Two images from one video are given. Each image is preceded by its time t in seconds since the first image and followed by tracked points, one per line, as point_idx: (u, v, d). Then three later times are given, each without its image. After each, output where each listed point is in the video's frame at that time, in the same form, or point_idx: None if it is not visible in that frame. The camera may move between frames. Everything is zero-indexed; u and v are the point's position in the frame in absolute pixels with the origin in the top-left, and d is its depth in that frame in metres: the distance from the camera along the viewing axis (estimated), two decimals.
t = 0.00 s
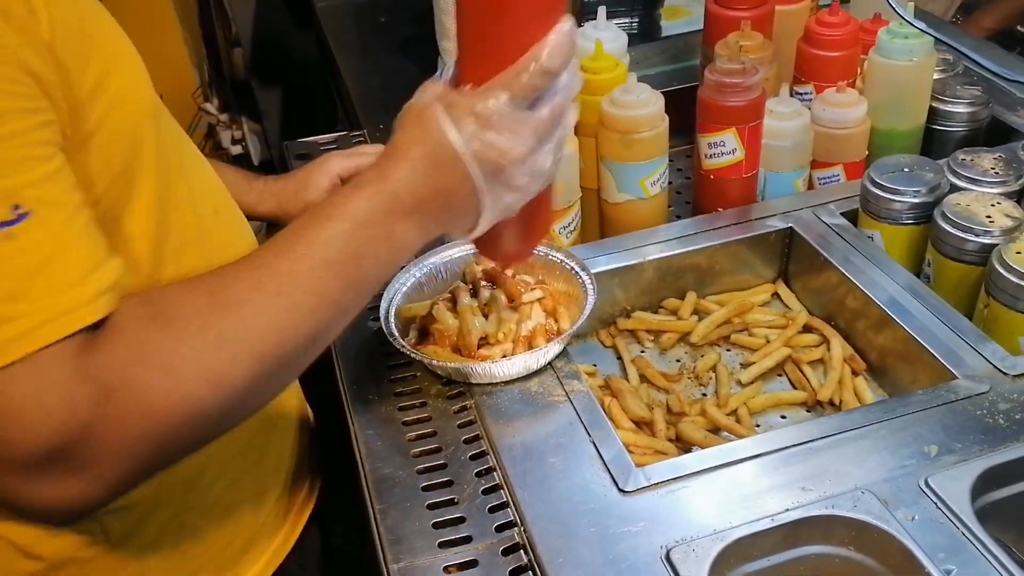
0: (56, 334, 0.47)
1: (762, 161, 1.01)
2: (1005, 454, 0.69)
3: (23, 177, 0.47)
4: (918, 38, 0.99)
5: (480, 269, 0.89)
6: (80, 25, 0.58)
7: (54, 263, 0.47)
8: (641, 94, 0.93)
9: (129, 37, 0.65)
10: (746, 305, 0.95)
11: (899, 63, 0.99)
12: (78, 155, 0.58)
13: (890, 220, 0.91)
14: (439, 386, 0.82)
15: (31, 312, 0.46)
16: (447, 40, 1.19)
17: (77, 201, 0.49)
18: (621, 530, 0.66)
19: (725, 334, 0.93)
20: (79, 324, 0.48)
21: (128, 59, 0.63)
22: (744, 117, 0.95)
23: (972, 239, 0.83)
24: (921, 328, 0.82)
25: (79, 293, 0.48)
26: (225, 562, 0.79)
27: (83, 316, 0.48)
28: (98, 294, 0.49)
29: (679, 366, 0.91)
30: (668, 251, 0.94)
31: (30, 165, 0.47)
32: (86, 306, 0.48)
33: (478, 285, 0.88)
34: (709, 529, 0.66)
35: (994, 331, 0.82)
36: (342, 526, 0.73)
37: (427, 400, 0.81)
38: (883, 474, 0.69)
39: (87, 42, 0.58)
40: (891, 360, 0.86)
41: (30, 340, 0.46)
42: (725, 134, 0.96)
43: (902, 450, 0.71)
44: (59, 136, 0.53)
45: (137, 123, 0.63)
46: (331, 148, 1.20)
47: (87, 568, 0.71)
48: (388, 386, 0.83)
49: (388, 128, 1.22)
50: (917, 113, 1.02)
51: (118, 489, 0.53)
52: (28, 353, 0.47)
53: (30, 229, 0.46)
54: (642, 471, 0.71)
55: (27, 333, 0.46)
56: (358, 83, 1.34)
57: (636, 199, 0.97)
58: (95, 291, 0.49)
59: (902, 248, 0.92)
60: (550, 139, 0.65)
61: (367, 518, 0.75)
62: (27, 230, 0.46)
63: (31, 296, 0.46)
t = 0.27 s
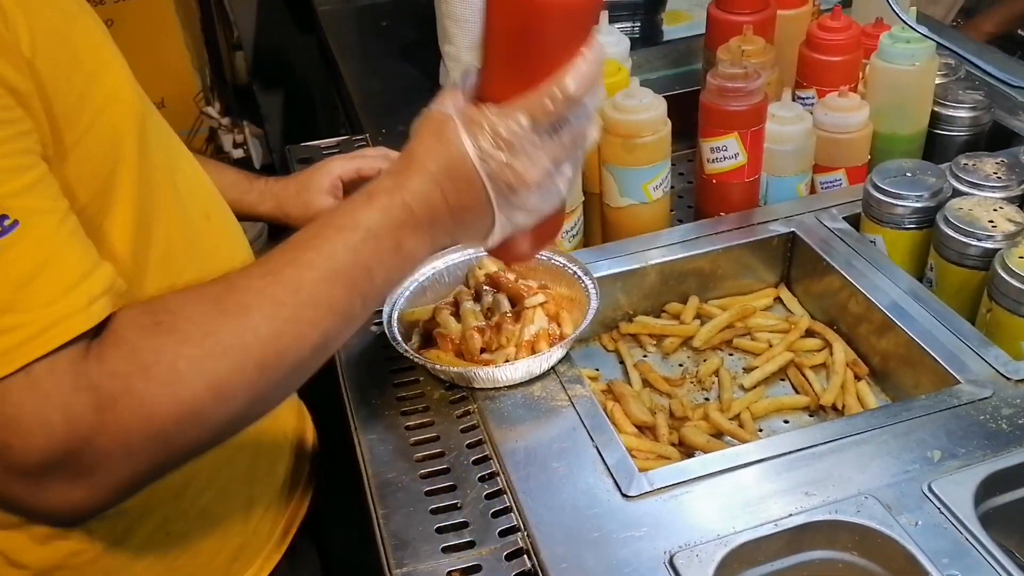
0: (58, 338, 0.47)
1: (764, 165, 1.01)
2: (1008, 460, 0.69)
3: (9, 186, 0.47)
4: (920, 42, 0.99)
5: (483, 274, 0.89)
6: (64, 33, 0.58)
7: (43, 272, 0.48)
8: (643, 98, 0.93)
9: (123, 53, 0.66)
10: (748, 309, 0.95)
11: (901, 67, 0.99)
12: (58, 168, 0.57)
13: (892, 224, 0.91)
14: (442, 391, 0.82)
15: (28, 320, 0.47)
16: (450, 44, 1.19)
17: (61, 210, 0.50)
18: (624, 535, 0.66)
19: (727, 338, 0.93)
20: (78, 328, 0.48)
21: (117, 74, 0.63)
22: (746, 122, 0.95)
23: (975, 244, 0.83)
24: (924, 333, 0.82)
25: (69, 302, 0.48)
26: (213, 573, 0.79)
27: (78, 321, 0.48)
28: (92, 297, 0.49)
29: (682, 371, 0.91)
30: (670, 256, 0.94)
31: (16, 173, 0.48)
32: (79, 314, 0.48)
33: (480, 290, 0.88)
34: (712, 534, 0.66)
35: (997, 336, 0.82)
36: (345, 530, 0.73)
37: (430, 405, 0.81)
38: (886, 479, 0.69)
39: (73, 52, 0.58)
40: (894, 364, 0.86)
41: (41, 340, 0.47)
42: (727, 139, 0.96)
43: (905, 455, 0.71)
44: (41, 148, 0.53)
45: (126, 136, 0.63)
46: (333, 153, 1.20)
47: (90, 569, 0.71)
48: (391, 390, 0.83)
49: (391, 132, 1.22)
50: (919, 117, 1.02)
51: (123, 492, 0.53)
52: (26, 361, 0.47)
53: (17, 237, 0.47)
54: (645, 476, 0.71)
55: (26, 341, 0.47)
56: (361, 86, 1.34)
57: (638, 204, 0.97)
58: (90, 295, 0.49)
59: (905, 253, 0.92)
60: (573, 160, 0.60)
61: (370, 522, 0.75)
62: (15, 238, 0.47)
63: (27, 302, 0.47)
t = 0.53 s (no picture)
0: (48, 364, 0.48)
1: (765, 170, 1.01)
2: (1010, 466, 0.69)
3: None
4: (921, 47, 0.99)
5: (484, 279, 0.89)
6: (64, 52, 0.58)
7: (39, 295, 0.48)
8: (644, 103, 0.93)
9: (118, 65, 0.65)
10: (750, 314, 0.95)
11: (902, 72, 0.99)
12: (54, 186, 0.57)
13: (893, 230, 0.91)
14: (442, 396, 0.82)
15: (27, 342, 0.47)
16: (450, 48, 1.17)
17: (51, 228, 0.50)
18: (625, 542, 0.66)
19: (728, 343, 0.93)
20: (74, 348, 0.49)
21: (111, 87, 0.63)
22: (746, 127, 0.95)
23: (976, 249, 0.83)
24: (926, 339, 0.82)
25: (65, 320, 0.48)
26: None
27: (73, 341, 0.49)
28: (86, 317, 0.49)
29: (683, 376, 0.91)
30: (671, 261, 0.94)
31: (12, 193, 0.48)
32: (76, 333, 0.49)
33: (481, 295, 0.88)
34: (712, 541, 0.66)
35: (998, 341, 0.81)
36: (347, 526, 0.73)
37: (430, 410, 0.81)
38: (887, 485, 0.69)
39: (75, 71, 0.58)
40: (895, 370, 0.86)
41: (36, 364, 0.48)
42: (728, 144, 0.96)
43: (906, 462, 0.70)
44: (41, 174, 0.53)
45: (123, 149, 0.63)
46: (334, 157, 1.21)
47: None
48: (391, 395, 0.83)
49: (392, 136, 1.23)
50: (920, 122, 1.02)
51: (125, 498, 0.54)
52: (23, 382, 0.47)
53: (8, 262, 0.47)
54: (645, 483, 0.70)
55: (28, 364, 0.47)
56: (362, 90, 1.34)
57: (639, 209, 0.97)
58: (86, 310, 0.49)
59: (906, 258, 0.92)
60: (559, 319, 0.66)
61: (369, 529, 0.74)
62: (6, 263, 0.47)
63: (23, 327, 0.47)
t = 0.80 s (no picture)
0: (157, 335, 0.50)
1: (762, 173, 1.01)
2: (1008, 471, 0.69)
3: (93, 186, 0.49)
4: (918, 51, 0.99)
5: (481, 283, 0.89)
6: (81, 49, 0.60)
7: (137, 272, 0.49)
8: (641, 106, 0.92)
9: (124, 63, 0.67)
10: (747, 318, 0.94)
11: (899, 76, 0.99)
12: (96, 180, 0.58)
13: (890, 233, 0.91)
14: (438, 401, 0.82)
15: (125, 320, 0.48)
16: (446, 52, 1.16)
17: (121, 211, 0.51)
18: (621, 548, 0.66)
19: (725, 347, 0.93)
20: (182, 312, 0.51)
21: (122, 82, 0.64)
22: (743, 130, 0.95)
23: (973, 253, 0.83)
24: (923, 342, 0.81)
25: (167, 288, 0.50)
26: None
27: (179, 305, 0.51)
28: (183, 281, 0.52)
29: (680, 380, 0.91)
30: (667, 265, 0.94)
31: (96, 173, 0.50)
32: (179, 299, 0.51)
33: (477, 299, 0.88)
34: (709, 546, 0.65)
35: (997, 346, 0.81)
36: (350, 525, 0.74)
37: (426, 415, 0.80)
38: (885, 490, 0.68)
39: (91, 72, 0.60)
40: (893, 374, 0.85)
41: (148, 337, 0.49)
42: (726, 147, 0.96)
43: (904, 467, 0.70)
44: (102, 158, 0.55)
45: (144, 141, 0.65)
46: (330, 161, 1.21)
47: None
48: (386, 400, 0.82)
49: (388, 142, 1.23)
50: (918, 126, 1.01)
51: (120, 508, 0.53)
52: (137, 360, 0.49)
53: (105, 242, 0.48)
54: (642, 488, 0.70)
55: (131, 342, 0.49)
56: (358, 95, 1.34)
57: (636, 212, 0.96)
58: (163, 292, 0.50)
59: (904, 262, 0.92)
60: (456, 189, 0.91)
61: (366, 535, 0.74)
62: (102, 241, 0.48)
63: (133, 303, 0.49)
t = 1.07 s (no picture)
0: (188, 401, 0.48)
1: (763, 176, 1.00)
2: (1011, 475, 0.68)
3: (136, 243, 0.48)
4: (919, 53, 0.99)
5: (480, 286, 0.89)
6: (128, 86, 0.58)
7: (171, 334, 0.48)
8: (642, 109, 0.92)
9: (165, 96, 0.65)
10: (748, 321, 0.94)
11: (900, 78, 0.99)
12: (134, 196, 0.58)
13: (892, 236, 0.90)
14: (438, 405, 0.81)
15: (174, 377, 0.48)
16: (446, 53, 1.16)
17: (167, 261, 0.50)
18: (622, 553, 0.65)
19: (726, 350, 0.92)
20: (207, 382, 0.49)
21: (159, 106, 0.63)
22: (745, 133, 0.94)
23: (976, 255, 0.83)
24: (926, 346, 0.81)
25: (195, 357, 0.49)
26: None
27: (204, 378, 0.49)
28: (212, 350, 0.50)
29: (681, 383, 0.90)
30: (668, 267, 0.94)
31: (133, 229, 0.48)
32: (207, 369, 0.50)
33: (477, 303, 0.88)
34: (711, 551, 0.65)
35: (999, 349, 0.81)
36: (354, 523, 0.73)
37: (426, 420, 0.80)
38: (887, 494, 0.68)
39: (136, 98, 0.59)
40: (895, 377, 0.85)
41: (176, 404, 0.48)
42: (726, 150, 0.96)
43: (906, 471, 0.70)
44: (139, 206, 0.54)
45: (178, 169, 0.64)
46: (329, 163, 1.21)
47: None
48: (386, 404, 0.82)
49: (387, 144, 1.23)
50: (919, 128, 1.01)
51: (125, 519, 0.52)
52: (160, 429, 0.48)
53: (153, 294, 0.48)
54: (643, 492, 0.70)
55: (162, 405, 0.47)
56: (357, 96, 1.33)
57: (636, 215, 0.96)
58: (206, 352, 0.50)
59: (905, 265, 0.92)
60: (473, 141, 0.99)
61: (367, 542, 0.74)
62: (151, 296, 0.48)
63: (161, 370, 0.47)
